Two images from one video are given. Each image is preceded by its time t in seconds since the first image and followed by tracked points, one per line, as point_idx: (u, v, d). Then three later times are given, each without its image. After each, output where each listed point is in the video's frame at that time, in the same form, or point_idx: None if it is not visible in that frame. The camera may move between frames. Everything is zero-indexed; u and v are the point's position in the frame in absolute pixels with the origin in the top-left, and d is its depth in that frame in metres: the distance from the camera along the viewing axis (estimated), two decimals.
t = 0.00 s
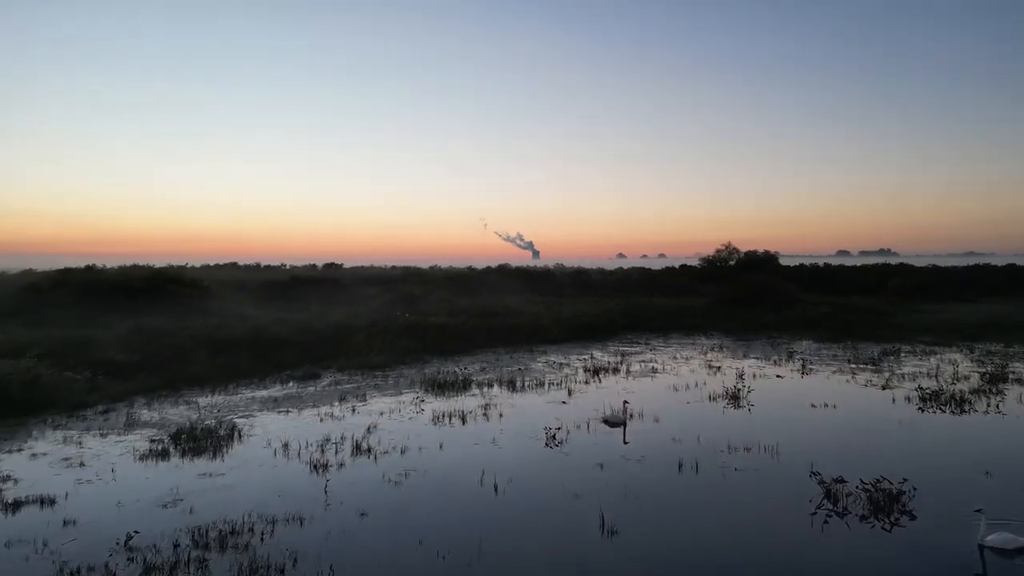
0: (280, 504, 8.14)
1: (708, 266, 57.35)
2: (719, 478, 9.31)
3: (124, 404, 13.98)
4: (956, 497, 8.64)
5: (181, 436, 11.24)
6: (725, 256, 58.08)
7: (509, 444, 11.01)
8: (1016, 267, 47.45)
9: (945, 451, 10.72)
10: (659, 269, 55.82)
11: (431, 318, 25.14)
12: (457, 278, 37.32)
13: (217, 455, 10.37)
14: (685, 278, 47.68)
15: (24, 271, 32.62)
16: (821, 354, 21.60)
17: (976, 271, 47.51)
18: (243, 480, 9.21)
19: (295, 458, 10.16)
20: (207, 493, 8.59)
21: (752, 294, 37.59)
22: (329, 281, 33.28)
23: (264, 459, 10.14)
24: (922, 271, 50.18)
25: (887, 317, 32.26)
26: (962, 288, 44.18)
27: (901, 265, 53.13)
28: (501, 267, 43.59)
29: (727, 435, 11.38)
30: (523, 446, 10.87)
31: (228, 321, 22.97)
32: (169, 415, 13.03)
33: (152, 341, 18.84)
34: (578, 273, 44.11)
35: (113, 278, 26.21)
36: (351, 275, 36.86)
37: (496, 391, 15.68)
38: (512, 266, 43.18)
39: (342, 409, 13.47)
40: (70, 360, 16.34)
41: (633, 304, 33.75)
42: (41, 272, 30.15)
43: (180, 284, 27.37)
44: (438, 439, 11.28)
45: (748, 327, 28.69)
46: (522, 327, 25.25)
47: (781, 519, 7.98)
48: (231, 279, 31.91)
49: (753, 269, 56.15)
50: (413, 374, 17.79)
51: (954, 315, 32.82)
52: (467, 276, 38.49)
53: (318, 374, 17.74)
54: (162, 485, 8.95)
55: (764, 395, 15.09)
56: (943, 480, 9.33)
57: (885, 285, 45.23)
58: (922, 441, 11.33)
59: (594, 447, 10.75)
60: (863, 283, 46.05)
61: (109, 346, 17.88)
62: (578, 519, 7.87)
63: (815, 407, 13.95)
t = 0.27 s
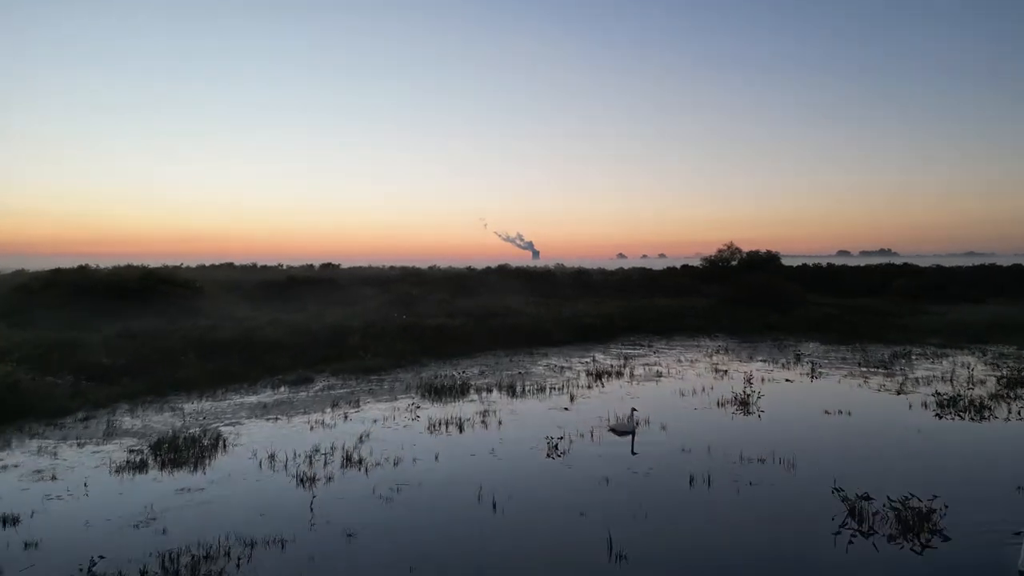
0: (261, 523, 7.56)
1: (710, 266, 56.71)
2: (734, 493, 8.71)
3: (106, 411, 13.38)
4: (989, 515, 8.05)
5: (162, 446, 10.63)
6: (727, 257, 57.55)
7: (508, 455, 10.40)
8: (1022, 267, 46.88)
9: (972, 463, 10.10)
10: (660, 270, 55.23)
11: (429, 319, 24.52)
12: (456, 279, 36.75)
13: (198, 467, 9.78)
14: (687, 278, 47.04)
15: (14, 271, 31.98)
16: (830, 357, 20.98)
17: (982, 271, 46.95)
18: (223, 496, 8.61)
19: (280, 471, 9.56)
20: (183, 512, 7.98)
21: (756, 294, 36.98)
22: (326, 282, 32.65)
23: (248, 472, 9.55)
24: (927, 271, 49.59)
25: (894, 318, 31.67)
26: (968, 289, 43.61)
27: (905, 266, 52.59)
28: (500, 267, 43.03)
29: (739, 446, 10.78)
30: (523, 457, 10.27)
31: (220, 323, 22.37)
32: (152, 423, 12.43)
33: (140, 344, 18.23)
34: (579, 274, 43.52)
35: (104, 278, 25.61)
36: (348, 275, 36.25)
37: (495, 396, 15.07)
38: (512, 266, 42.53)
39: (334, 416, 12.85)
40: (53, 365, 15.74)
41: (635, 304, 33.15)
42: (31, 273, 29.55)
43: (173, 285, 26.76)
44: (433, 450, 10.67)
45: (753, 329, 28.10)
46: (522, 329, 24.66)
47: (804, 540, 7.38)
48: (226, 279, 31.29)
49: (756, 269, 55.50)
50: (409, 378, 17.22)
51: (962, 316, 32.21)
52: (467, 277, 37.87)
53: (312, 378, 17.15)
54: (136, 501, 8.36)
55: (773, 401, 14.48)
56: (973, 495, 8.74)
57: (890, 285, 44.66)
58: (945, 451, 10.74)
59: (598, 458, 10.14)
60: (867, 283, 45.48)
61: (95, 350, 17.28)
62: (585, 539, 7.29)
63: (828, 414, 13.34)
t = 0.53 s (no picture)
0: (237, 549, 6.89)
1: (713, 266, 56.00)
2: (752, 514, 8.04)
3: (85, 420, 12.71)
4: None
5: (138, 458, 9.97)
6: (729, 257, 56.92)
7: (508, 470, 9.72)
8: None
9: (1005, 479, 9.44)
10: (662, 270, 54.59)
11: (426, 322, 23.84)
12: (455, 279, 36.09)
13: (175, 483, 9.11)
14: (690, 279, 46.32)
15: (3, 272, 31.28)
16: (841, 360, 20.29)
17: (988, 271, 46.31)
18: (198, 517, 7.94)
19: (263, 487, 8.90)
20: (153, 536, 7.31)
21: (761, 295, 36.29)
22: (322, 283, 31.96)
23: (228, 488, 8.89)
24: (932, 272, 48.94)
25: (902, 320, 31.01)
26: (975, 289, 42.97)
27: (910, 266, 51.95)
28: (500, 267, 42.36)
29: (754, 460, 10.11)
30: (524, 472, 9.58)
31: (211, 325, 21.71)
32: (131, 432, 11.77)
33: (126, 348, 17.56)
34: (580, 274, 42.86)
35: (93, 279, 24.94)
36: (345, 276, 35.56)
37: (494, 402, 14.40)
38: (512, 267, 41.83)
39: (324, 425, 12.17)
40: (33, 370, 15.07)
41: (637, 305, 32.49)
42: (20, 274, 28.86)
43: (164, 286, 26.09)
44: (428, 463, 9.98)
45: (759, 330, 27.44)
46: (523, 331, 24.00)
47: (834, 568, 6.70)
48: (220, 280, 30.62)
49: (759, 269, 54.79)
50: (405, 383, 16.55)
51: (971, 318, 31.55)
52: (466, 278, 37.18)
53: (303, 383, 16.48)
54: (103, 523, 7.71)
55: (786, 408, 13.80)
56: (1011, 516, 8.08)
57: (895, 286, 44.01)
58: (973, 465, 10.08)
59: (604, 474, 9.47)
60: (872, 284, 44.84)
61: (78, 355, 16.61)
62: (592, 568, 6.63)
63: (845, 424, 12.65)
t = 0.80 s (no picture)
0: None
1: (716, 267, 55.34)
2: (775, 540, 7.35)
3: (60, 430, 12.01)
4: None
5: (110, 473, 9.27)
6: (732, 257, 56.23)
7: (506, 487, 9.02)
8: None
9: None
10: (664, 270, 53.92)
11: (424, 323, 23.17)
12: (454, 279, 35.40)
13: (147, 502, 8.41)
14: (693, 279, 45.64)
15: None
16: (853, 363, 19.57)
17: (995, 271, 45.63)
18: (167, 541, 7.24)
19: (241, 506, 8.19)
20: (112, 568, 6.57)
21: (766, 295, 35.58)
22: (318, 284, 31.28)
23: (203, 507, 8.19)
24: (938, 272, 48.26)
25: (911, 321, 30.31)
26: (982, 290, 42.30)
27: (915, 266, 51.28)
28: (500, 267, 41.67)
29: (772, 477, 9.42)
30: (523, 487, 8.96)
31: (201, 327, 21.01)
32: (107, 444, 11.07)
33: (109, 352, 16.86)
34: (581, 274, 42.16)
35: (82, 279, 24.28)
36: (342, 277, 34.85)
37: (493, 410, 13.69)
38: (512, 267, 41.13)
39: (312, 435, 11.45)
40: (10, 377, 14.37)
41: (640, 306, 31.80)
42: (7, 275, 28.14)
43: (155, 286, 25.39)
44: (420, 479, 9.27)
45: (766, 332, 26.74)
46: (523, 333, 23.30)
47: None
48: (213, 281, 29.95)
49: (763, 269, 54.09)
50: (400, 388, 15.84)
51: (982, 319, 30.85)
52: (465, 278, 36.50)
53: (294, 388, 15.77)
54: (63, 550, 7.00)
55: (801, 417, 13.07)
56: None
57: (901, 286, 43.33)
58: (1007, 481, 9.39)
59: (612, 493, 8.79)
60: (878, 284, 44.16)
61: (59, 360, 15.91)
62: None
63: (865, 433, 11.95)
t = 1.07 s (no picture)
0: None
1: (718, 267, 54.58)
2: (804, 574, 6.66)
3: (30, 442, 11.27)
4: None
5: (75, 491, 8.53)
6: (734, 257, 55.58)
7: (506, 510, 8.31)
8: None
9: None
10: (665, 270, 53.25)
11: (421, 325, 22.44)
12: (453, 280, 34.70)
13: (112, 525, 7.67)
14: (695, 280, 44.90)
15: None
16: (866, 368, 18.85)
17: (1001, 271, 45.02)
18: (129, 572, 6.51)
19: (215, 530, 7.47)
20: None
21: (771, 295, 34.86)
22: (312, 284, 30.53)
23: (173, 531, 7.46)
24: (944, 272, 47.63)
25: (920, 322, 29.66)
26: (989, 290, 41.67)
27: (919, 266, 50.66)
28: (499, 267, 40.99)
29: (794, 498, 8.71)
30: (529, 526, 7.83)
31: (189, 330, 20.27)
32: (79, 457, 10.33)
33: (91, 357, 16.11)
34: (582, 274, 41.48)
35: (67, 280, 23.50)
36: (338, 277, 34.08)
37: (492, 418, 12.96)
38: (512, 267, 40.38)
39: (298, 448, 10.72)
40: None
41: (643, 308, 31.11)
42: None
43: (144, 287, 24.64)
44: (412, 500, 8.55)
45: (772, 334, 26.05)
46: (523, 336, 22.61)
47: None
48: (204, 281, 29.17)
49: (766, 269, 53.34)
50: (395, 395, 15.11)
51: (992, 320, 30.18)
52: (463, 278, 35.74)
53: (284, 395, 15.04)
54: None
55: (818, 427, 12.36)
56: None
57: (906, 287, 42.69)
58: None
59: (622, 517, 8.09)
60: (883, 284, 43.51)
61: (37, 366, 15.17)
62: None
63: (888, 446, 11.24)
